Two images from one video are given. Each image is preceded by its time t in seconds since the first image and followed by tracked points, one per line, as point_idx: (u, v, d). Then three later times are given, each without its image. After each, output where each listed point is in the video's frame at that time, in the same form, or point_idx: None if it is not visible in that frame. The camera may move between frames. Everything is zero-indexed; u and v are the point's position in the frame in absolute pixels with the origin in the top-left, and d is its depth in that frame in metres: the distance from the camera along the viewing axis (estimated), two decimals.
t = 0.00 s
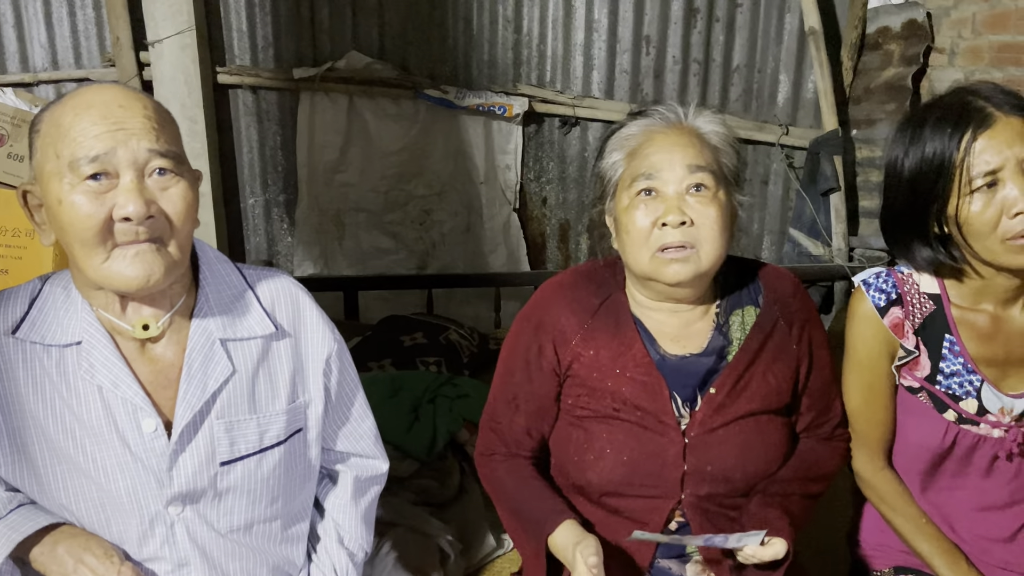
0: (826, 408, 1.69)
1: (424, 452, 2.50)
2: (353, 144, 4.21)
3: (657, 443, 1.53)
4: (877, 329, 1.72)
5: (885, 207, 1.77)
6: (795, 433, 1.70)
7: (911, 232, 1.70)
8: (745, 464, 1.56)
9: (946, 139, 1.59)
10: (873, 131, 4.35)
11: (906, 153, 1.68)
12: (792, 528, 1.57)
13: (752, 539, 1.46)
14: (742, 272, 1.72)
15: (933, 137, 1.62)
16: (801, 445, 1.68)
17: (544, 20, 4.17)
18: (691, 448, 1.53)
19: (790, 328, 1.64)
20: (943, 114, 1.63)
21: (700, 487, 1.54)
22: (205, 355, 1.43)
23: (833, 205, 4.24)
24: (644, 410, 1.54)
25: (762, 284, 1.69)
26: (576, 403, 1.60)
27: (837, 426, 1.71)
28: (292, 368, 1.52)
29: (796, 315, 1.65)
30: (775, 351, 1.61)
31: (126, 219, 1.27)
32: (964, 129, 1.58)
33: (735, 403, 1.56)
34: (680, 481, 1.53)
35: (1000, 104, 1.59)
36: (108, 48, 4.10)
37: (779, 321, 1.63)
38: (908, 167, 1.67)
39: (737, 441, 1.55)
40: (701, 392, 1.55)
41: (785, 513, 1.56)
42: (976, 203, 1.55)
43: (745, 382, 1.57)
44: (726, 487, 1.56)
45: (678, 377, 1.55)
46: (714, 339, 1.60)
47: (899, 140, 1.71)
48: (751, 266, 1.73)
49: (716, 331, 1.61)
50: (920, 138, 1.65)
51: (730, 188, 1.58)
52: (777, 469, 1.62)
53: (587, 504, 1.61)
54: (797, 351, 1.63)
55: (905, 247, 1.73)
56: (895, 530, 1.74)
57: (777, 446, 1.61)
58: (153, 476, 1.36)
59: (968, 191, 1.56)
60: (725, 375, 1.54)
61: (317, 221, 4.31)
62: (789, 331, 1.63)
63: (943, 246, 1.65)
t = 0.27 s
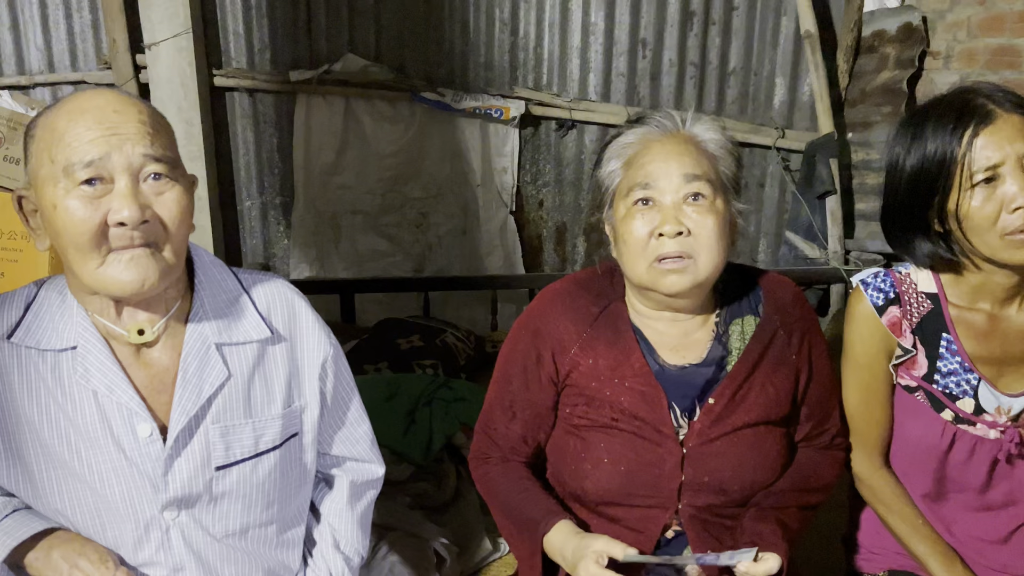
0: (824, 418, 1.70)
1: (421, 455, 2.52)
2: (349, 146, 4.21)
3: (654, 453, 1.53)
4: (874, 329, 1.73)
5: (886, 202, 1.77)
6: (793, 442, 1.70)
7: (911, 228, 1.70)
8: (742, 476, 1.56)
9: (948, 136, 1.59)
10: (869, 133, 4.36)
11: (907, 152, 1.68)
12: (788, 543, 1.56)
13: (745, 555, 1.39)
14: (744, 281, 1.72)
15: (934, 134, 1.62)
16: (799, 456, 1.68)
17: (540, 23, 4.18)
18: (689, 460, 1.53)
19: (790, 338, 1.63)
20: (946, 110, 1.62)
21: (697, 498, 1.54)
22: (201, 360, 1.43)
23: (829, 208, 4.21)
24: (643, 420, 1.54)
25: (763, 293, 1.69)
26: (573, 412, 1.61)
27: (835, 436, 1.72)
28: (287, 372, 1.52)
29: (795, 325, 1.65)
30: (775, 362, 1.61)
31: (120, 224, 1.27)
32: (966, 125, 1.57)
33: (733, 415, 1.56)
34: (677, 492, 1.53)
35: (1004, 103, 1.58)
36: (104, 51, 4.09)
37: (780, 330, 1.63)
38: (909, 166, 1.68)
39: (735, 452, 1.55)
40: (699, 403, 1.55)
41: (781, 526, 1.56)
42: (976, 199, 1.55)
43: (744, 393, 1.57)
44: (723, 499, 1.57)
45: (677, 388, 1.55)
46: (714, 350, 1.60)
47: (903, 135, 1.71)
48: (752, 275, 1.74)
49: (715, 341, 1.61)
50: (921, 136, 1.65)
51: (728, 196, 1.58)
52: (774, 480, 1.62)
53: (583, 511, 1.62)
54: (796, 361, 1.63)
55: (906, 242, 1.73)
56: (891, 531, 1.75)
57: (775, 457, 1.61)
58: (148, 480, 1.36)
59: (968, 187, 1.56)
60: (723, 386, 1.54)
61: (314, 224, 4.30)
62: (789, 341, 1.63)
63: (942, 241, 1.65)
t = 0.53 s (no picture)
0: (821, 422, 1.71)
1: (417, 460, 2.52)
2: (346, 150, 4.22)
3: (653, 457, 1.54)
4: (876, 327, 1.73)
5: (893, 194, 1.76)
6: (790, 446, 1.71)
7: (920, 218, 1.69)
8: (739, 481, 1.58)
9: (960, 134, 1.58)
10: (863, 138, 4.33)
11: (918, 149, 1.66)
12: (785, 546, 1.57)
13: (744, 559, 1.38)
14: (743, 286, 1.73)
15: (947, 131, 1.60)
16: (795, 460, 1.69)
17: (536, 28, 4.19)
18: (687, 464, 1.55)
19: (787, 343, 1.65)
20: (959, 104, 1.61)
21: (695, 502, 1.56)
22: (199, 365, 1.43)
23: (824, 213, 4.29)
24: (642, 425, 1.55)
25: (761, 299, 1.70)
26: (573, 416, 1.61)
27: (831, 440, 1.73)
28: (284, 377, 1.53)
29: (793, 331, 1.67)
30: (773, 367, 1.62)
31: (119, 229, 1.28)
32: (979, 119, 1.56)
33: (731, 420, 1.57)
34: (674, 496, 1.54)
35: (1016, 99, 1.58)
36: (101, 54, 4.10)
37: (777, 336, 1.64)
38: (920, 163, 1.65)
39: (732, 456, 1.57)
40: (697, 407, 1.57)
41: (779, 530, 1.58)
42: (986, 191, 1.55)
43: (742, 398, 1.58)
44: (721, 503, 1.58)
45: (675, 393, 1.56)
46: (712, 355, 1.61)
47: (913, 132, 1.69)
48: (750, 279, 1.75)
49: (715, 346, 1.62)
50: (933, 133, 1.63)
51: (729, 200, 1.59)
52: (770, 484, 1.64)
53: (581, 515, 1.63)
54: (794, 366, 1.65)
55: (914, 232, 1.72)
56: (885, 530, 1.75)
57: (772, 461, 1.62)
58: (145, 485, 1.36)
59: (979, 179, 1.55)
60: (722, 391, 1.55)
61: (310, 227, 4.31)
62: (787, 346, 1.65)
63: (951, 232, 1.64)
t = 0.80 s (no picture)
0: (815, 424, 1.72)
1: (412, 462, 2.52)
2: (343, 152, 4.22)
3: (651, 460, 1.55)
4: (883, 323, 1.74)
5: (912, 185, 1.76)
6: (785, 448, 1.72)
7: (939, 212, 1.70)
8: (736, 482, 1.58)
9: (985, 130, 1.58)
10: (858, 140, 4.37)
11: (941, 144, 1.66)
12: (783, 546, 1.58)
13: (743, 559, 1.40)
14: (739, 288, 1.74)
15: (972, 126, 1.60)
16: (791, 462, 1.70)
17: (533, 30, 4.20)
18: (684, 466, 1.55)
19: (783, 346, 1.66)
20: (986, 100, 1.61)
21: (692, 504, 1.56)
22: (195, 368, 1.44)
23: (820, 215, 4.25)
24: (640, 427, 1.55)
25: (756, 304, 1.71)
26: (571, 418, 1.62)
27: (824, 442, 1.73)
28: (281, 381, 1.53)
29: (788, 333, 1.68)
30: (768, 369, 1.63)
31: (117, 231, 1.28)
32: (1005, 114, 1.57)
33: (727, 422, 1.57)
34: (672, 498, 1.55)
35: None
36: (97, 57, 4.09)
37: (772, 339, 1.65)
38: (942, 157, 1.65)
39: (730, 458, 1.57)
40: (695, 410, 1.57)
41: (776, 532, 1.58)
42: (1008, 185, 1.55)
43: (738, 400, 1.58)
44: (718, 504, 1.58)
45: (673, 396, 1.57)
46: (709, 358, 1.62)
47: (935, 125, 1.68)
48: (745, 283, 1.76)
49: (711, 349, 1.63)
50: (958, 127, 1.63)
51: (727, 203, 1.60)
52: (767, 485, 1.64)
53: (578, 516, 1.64)
54: (789, 368, 1.66)
55: (932, 226, 1.73)
56: (880, 528, 1.75)
57: (768, 464, 1.63)
58: (141, 488, 1.37)
59: (1001, 173, 1.56)
60: (719, 393, 1.55)
61: (307, 230, 4.31)
62: (782, 348, 1.66)
63: (971, 225, 1.64)
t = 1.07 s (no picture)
0: (811, 423, 1.72)
1: (408, 463, 2.51)
2: (339, 154, 4.21)
3: (647, 459, 1.55)
4: (891, 320, 1.72)
5: (926, 178, 1.73)
6: (781, 447, 1.72)
7: (953, 206, 1.67)
8: (733, 481, 1.58)
9: (1005, 127, 1.55)
10: (854, 142, 4.37)
11: (959, 139, 1.63)
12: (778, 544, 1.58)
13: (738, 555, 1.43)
14: (732, 287, 1.74)
15: (992, 123, 1.57)
16: (788, 461, 1.70)
17: (529, 32, 4.20)
18: (680, 464, 1.55)
19: (778, 344, 1.66)
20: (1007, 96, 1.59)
21: (688, 502, 1.56)
22: (189, 369, 1.43)
23: (816, 216, 4.31)
24: (636, 426, 1.55)
25: (751, 302, 1.71)
26: (566, 417, 1.61)
27: (821, 442, 1.73)
28: (275, 381, 1.52)
29: (784, 332, 1.68)
30: (764, 368, 1.63)
31: (111, 231, 1.28)
32: None
33: (723, 420, 1.57)
34: (668, 497, 1.55)
35: None
36: (92, 58, 4.09)
37: (768, 337, 1.65)
38: (960, 153, 1.63)
39: (726, 457, 1.57)
40: (690, 408, 1.57)
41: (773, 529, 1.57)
42: None
43: (734, 398, 1.58)
44: (715, 502, 1.58)
45: (669, 394, 1.57)
46: (705, 355, 1.61)
47: (957, 119, 1.65)
48: (740, 282, 1.76)
49: (706, 347, 1.63)
50: (977, 124, 1.60)
51: (721, 201, 1.60)
52: (763, 484, 1.64)
53: (574, 515, 1.63)
54: (784, 367, 1.66)
55: (947, 220, 1.71)
56: (878, 525, 1.76)
57: (764, 462, 1.63)
58: (135, 490, 1.36)
59: (1020, 170, 1.54)
60: (714, 392, 1.55)
61: (303, 232, 4.31)
62: (777, 347, 1.65)
63: (987, 221, 1.62)
